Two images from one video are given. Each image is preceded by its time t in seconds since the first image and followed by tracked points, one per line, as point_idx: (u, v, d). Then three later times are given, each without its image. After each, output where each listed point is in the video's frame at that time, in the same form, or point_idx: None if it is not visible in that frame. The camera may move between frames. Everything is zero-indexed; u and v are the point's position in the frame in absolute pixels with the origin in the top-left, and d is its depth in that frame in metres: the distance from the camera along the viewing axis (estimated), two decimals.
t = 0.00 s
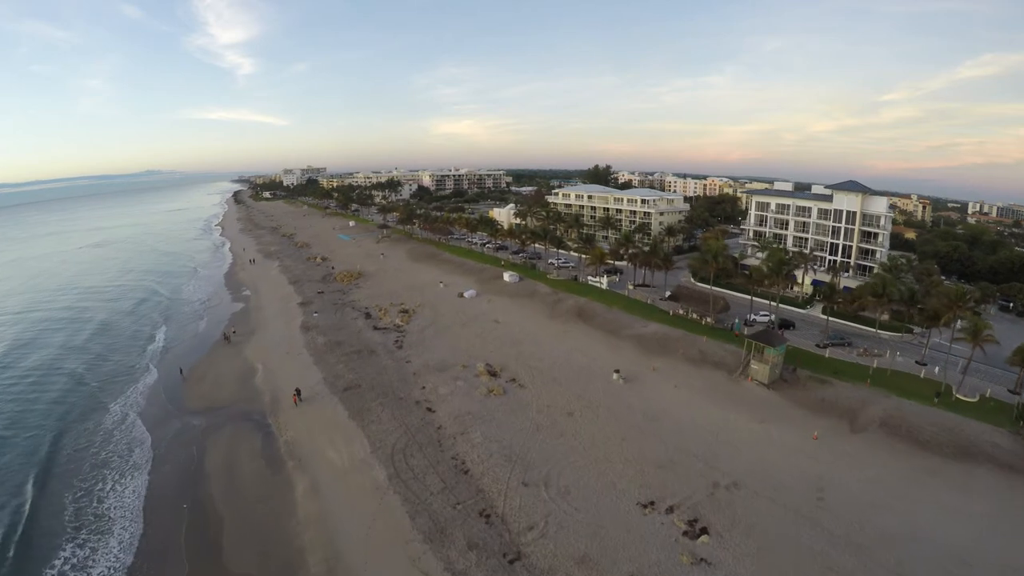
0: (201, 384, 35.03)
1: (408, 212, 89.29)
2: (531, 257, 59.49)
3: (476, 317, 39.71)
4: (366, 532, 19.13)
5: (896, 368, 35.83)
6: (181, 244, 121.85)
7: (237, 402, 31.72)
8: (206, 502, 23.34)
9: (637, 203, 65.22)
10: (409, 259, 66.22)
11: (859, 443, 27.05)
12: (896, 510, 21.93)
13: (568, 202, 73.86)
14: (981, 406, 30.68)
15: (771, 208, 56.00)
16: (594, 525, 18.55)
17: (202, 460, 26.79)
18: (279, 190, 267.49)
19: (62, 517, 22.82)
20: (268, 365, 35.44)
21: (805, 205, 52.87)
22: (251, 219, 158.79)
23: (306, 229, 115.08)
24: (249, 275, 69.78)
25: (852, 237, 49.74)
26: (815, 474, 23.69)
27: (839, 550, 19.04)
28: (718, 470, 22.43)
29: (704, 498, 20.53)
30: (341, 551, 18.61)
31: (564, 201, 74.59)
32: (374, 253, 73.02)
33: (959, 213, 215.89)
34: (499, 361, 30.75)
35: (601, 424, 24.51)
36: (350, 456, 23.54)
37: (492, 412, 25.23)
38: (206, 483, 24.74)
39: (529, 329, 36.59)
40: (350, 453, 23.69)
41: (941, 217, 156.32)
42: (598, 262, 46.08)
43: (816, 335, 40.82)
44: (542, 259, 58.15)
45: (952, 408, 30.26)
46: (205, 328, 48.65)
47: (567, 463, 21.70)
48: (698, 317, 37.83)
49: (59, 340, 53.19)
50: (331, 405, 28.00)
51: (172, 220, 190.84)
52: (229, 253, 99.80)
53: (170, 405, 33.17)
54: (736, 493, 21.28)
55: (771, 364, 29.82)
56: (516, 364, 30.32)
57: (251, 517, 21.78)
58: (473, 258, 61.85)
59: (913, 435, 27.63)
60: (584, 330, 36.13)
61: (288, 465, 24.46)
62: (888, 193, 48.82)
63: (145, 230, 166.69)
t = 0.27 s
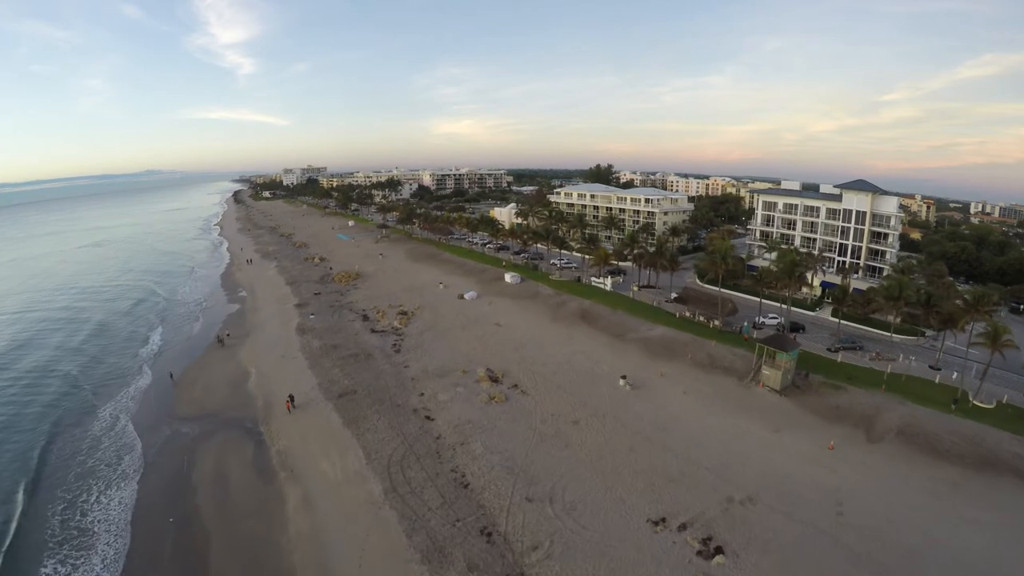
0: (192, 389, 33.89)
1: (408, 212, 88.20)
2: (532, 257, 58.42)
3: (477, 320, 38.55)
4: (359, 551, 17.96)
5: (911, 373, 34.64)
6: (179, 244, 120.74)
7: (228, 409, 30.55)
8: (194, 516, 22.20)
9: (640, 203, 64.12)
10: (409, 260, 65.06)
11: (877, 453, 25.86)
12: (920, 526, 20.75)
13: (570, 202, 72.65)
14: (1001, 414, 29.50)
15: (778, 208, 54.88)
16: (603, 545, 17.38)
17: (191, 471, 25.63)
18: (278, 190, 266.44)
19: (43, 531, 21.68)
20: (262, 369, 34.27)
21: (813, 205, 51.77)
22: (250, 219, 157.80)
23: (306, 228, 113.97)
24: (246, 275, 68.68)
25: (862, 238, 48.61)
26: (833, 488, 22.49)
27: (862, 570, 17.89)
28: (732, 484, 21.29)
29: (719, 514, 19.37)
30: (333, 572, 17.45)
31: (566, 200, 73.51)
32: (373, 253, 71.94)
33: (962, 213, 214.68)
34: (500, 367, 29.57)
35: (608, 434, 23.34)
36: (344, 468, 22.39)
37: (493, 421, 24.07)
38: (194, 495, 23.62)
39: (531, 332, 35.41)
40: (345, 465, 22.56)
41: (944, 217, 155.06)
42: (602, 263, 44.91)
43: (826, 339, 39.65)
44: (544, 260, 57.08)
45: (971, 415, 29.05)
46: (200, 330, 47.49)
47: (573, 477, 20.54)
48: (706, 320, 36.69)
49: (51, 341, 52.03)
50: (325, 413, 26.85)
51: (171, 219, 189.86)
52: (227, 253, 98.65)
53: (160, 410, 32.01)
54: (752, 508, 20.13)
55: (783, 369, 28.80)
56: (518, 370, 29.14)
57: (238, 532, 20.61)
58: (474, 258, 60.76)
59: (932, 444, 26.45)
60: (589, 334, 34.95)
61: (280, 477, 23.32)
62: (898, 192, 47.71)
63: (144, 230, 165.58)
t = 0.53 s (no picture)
0: (183, 394, 32.70)
1: (407, 211, 87.05)
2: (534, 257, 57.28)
3: (477, 322, 37.38)
4: (351, 571, 16.76)
5: (927, 378, 33.43)
6: (177, 244, 119.63)
7: (219, 416, 29.39)
8: (179, 530, 21.05)
9: (644, 202, 62.99)
10: (408, 260, 63.86)
11: (895, 463, 24.69)
12: (946, 543, 19.59)
13: (572, 201, 71.45)
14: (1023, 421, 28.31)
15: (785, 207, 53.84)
16: (613, 566, 16.18)
17: (178, 481, 24.45)
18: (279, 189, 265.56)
19: (21, 546, 20.52)
20: (255, 373, 33.11)
21: (821, 204, 50.67)
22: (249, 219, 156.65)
23: (305, 228, 112.77)
24: (243, 275, 67.52)
25: (872, 237, 47.45)
26: (852, 501, 21.34)
27: None
28: (747, 498, 20.15)
29: (735, 532, 18.20)
30: None
31: (568, 199, 72.40)
32: (372, 253, 70.78)
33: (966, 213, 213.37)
34: (502, 372, 28.40)
35: (616, 444, 22.20)
36: (336, 480, 21.21)
37: (494, 430, 22.93)
38: (181, 508, 22.46)
39: (533, 335, 34.23)
40: (337, 476, 21.37)
41: (948, 217, 153.84)
42: (606, 263, 43.74)
43: (836, 341, 38.48)
44: (546, 260, 55.91)
45: (990, 422, 27.90)
46: (194, 331, 46.33)
47: (579, 491, 19.37)
48: (713, 322, 35.58)
49: (42, 343, 50.82)
50: (319, 420, 25.72)
51: (171, 220, 188.83)
52: (225, 253, 97.44)
53: (149, 415, 30.83)
54: (770, 524, 18.97)
55: (796, 375, 27.82)
56: (520, 375, 27.98)
57: (225, 548, 19.47)
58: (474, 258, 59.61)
59: (953, 453, 25.28)
60: (593, 337, 33.79)
61: (269, 489, 22.14)
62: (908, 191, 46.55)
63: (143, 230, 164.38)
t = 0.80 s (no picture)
0: (172, 398, 31.48)
1: (406, 211, 85.86)
2: (535, 257, 56.14)
3: (477, 325, 36.21)
4: None
5: (943, 383, 32.22)
6: (175, 244, 118.43)
7: (209, 422, 28.18)
8: (162, 546, 19.87)
9: (647, 200, 61.83)
10: (407, 260, 62.62)
11: (917, 474, 23.49)
12: (975, 560, 18.43)
13: (573, 200, 70.21)
14: None
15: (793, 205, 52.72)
16: None
17: (164, 492, 23.25)
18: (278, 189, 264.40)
19: None
20: (247, 377, 31.89)
21: (830, 202, 49.54)
22: (248, 218, 155.44)
23: (303, 228, 111.58)
24: (239, 275, 66.34)
25: (882, 237, 46.26)
26: (874, 516, 20.15)
27: None
28: (764, 513, 18.99)
29: (753, 551, 17.03)
30: None
31: (570, 198, 71.25)
32: (371, 253, 69.64)
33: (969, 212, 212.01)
34: (503, 377, 27.20)
35: (624, 455, 21.03)
36: (329, 493, 20.05)
37: (495, 439, 21.75)
38: (165, 521, 21.28)
39: (536, 338, 33.05)
40: (330, 489, 20.21)
41: (952, 217, 152.56)
42: (610, 263, 42.54)
43: (848, 344, 37.28)
44: (547, 260, 54.77)
45: (1012, 429, 26.70)
46: (187, 333, 45.13)
47: (586, 506, 18.18)
48: (722, 324, 34.45)
49: (32, 344, 49.60)
50: (312, 428, 24.56)
51: (171, 219, 187.81)
52: (222, 252, 96.18)
53: (137, 421, 29.63)
54: (790, 542, 17.81)
55: (811, 381, 26.85)
56: (523, 380, 26.80)
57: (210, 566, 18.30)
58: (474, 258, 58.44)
59: (976, 463, 24.12)
60: (598, 340, 32.60)
61: (259, 502, 20.99)
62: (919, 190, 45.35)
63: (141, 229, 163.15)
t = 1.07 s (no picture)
0: (160, 403, 30.20)
1: (406, 210, 84.68)
2: (537, 257, 54.97)
3: (477, 327, 34.99)
4: None
5: (961, 388, 30.98)
6: (172, 243, 117.21)
7: (196, 429, 26.89)
8: (144, 563, 18.68)
9: (651, 199, 60.66)
10: (406, 260, 61.38)
11: (940, 485, 22.28)
12: None
13: (576, 199, 68.98)
14: None
15: (801, 204, 51.64)
16: None
17: (147, 504, 21.96)
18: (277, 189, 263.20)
19: None
20: (237, 381, 30.64)
21: (839, 201, 48.38)
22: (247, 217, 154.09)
23: (302, 227, 110.31)
24: (235, 275, 65.16)
25: (892, 237, 45.01)
26: (898, 531, 18.97)
27: None
28: (784, 530, 17.81)
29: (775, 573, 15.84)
30: None
31: (572, 197, 70.10)
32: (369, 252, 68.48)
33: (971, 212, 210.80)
34: (504, 383, 26.02)
35: (632, 468, 19.86)
36: (320, 507, 18.86)
37: (497, 450, 20.59)
38: (148, 535, 20.08)
39: (538, 342, 31.87)
40: (321, 503, 19.02)
41: (956, 216, 151.30)
42: (614, 263, 41.37)
43: (861, 347, 36.10)
44: (549, 260, 53.58)
45: None
46: (179, 335, 43.89)
47: (594, 524, 16.98)
48: (730, 328, 33.92)
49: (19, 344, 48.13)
50: (303, 436, 23.41)
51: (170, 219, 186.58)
52: (219, 252, 94.96)
53: (122, 427, 28.31)
54: (813, 561, 16.64)
55: (826, 387, 25.76)
56: (525, 386, 25.63)
57: None
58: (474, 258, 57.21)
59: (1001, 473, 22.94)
60: (602, 345, 31.44)
61: (246, 516, 19.80)
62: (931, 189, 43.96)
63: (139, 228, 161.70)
